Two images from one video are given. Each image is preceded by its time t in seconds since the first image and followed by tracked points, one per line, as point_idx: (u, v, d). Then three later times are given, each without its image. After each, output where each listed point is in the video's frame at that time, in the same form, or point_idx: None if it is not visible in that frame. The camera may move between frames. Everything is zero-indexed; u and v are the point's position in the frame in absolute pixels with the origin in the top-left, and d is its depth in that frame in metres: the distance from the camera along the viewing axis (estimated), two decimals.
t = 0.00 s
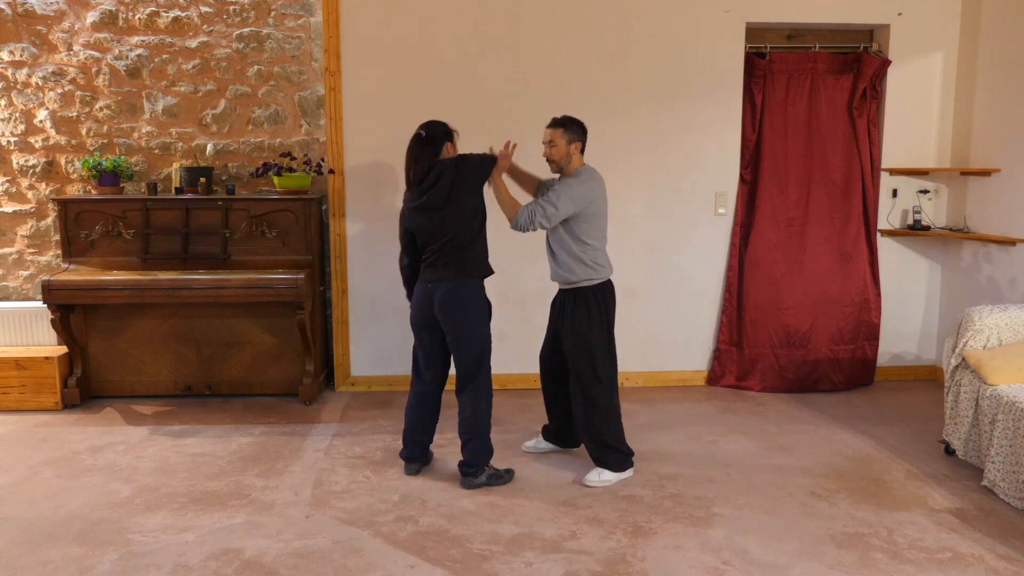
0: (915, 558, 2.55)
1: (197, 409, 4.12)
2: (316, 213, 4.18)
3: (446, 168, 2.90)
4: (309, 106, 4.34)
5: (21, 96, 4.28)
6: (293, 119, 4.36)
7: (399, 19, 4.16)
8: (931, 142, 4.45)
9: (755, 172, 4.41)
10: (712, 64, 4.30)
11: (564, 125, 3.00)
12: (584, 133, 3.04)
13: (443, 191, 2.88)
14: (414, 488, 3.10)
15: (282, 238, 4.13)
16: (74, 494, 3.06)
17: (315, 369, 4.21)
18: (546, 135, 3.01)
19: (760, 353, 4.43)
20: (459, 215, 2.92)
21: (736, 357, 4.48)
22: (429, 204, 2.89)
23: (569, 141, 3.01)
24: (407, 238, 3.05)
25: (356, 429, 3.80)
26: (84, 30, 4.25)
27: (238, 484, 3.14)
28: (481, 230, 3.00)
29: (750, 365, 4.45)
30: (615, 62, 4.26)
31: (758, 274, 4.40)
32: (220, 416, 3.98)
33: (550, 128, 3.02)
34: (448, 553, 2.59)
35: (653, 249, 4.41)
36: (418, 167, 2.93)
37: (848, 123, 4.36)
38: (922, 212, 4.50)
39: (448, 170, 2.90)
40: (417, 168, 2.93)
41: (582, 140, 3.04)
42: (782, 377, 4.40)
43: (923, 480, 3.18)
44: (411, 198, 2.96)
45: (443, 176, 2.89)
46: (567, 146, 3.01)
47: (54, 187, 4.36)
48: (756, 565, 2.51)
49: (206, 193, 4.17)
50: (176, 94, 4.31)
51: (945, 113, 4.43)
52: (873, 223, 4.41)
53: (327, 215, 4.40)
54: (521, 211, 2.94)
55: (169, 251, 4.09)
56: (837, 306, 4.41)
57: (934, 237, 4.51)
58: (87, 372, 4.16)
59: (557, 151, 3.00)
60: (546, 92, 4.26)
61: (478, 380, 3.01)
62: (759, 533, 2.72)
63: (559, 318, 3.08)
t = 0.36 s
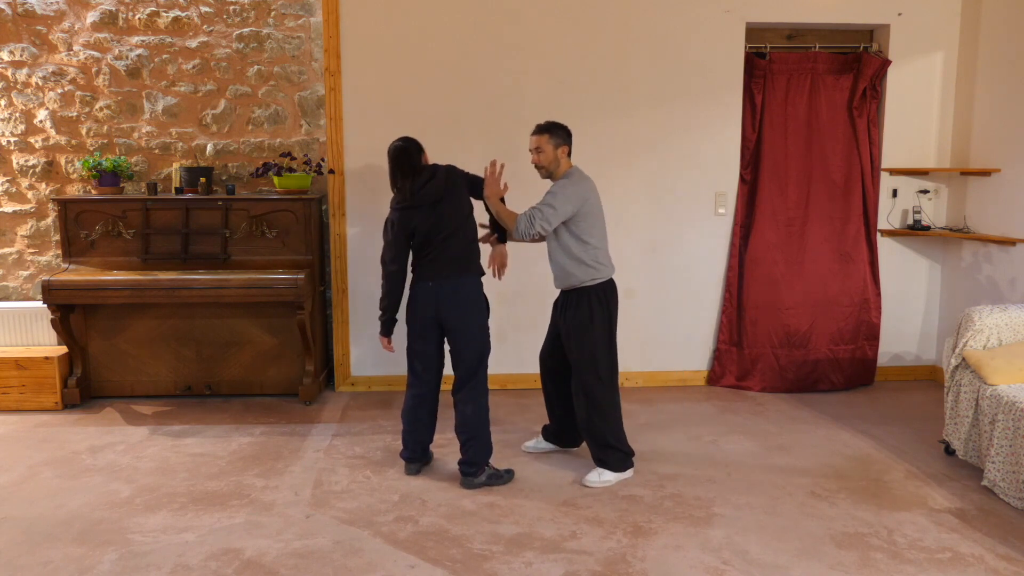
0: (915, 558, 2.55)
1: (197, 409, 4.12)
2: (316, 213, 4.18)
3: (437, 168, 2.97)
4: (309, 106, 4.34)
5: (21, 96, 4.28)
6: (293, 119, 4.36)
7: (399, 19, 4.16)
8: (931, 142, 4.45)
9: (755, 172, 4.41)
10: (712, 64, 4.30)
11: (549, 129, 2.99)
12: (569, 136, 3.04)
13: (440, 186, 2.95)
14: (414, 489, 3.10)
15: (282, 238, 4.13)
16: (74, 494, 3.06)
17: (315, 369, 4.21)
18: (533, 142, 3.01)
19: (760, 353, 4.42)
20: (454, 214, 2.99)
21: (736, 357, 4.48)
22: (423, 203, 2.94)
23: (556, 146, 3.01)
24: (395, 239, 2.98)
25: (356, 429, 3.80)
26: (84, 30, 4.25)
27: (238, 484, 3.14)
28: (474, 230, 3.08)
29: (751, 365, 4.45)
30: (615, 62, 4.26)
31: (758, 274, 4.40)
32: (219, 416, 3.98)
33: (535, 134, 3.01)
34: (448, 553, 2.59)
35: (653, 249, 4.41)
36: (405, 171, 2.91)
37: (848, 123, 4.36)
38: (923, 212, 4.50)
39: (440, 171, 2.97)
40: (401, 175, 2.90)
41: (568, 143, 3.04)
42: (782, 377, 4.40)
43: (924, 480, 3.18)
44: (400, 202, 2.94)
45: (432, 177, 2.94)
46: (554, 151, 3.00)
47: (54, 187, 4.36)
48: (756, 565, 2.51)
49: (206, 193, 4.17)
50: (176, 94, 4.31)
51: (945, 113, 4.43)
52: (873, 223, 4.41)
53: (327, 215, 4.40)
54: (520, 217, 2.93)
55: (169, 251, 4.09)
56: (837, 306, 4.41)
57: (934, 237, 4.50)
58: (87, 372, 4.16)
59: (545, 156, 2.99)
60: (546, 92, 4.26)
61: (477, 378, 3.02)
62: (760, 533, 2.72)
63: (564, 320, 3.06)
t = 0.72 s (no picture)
0: (915, 558, 2.55)
1: (197, 409, 4.12)
2: (316, 213, 4.18)
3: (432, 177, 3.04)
4: (309, 106, 4.35)
5: (21, 96, 4.28)
6: (293, 119, 4.36)
7: (399, 19, 4.16)
8: (930, 142, 4.45)
9: (755, 172, 4.41)
10: (711, 64, 4.30)
11: (547, 130, 2.98)
12: (565, 137, 3.04)
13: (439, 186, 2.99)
14: (414, 489, 3.10)
15: (282, 238, 4.13)
16: (74, 494, 3.05)
17: (315, 369, 4.21)
18: (529, 143, 3.00)
19: (760, 353, 4.42)
20: (451, 214, 3.01)
21: (736, 357, 4.48)
22: (421, 201, 2.96)
23: (552, 148, 3.01)
24: (393, 236, 2.97)
25: (356, 429, 3.80)
26: (84, 30, 4.25)
27: (238, 484, 3.14)
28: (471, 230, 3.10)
29: (750, 365, 4.45)
30: (615, 62, 4.26)
31: (757, 274, 4.40)
32: (219, 416, 3.98)
33: (533, 134, 3.00)
34: (448, 553, 2.59)
35: (653, 249, 4.41)
36: (402, 178, 2.98)
37: (848, 123, 4.36)
38: (922, 212, 4.50)
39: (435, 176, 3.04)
40: (395, 177, 2.97)
41: (564, 144, 3.05)
42: (782, 377, 4.40)
43: (924, 480, 3.18)
44: (398, 204, 2.98)
45: (428, 178, 2.99)
46: (551, 152, 3.01)
47: (54, 187, 4.36)
48: (756, 565, 2.51)
49: (206, 193, 4.17)
50: (176, 94, 4.31)
51: (945, 113, 4.43)
52: (873, 223, 4.41)
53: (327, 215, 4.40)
54: (530, 217, 2.94)
55: (169, 251, 4.09)
56: (836, 306, 4.41)
57: (934, 237, 4.50)
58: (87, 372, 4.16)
59: (544, 156, 2.99)
60: (546, 92, 4.26)
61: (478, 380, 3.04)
62: (760, 533, 2.72)
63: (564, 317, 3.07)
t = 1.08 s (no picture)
0: (915, 558, 2.55)
1: (197, 409, 4.12)
2: (316, 213, 4.18)
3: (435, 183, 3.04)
4: (309, 106, 4.34)
5: (21, 96, 4.28)
6: (293, 119, 4.36)
7: (399, 19, 4.16)
8: (931, 142, 4.45)
9: (755, 172, 4.40)
10: (712, 65, 4.30)
11: (546, 133, 3.01)
12: (564, 138, 3.07)
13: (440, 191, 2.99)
14: (414, 489, 3.10)
15: (282, 238, 4.13)
16: (74, 494, 3.05)
17: (315, 369, 4.21)
18: (529, 146, 3.03)
19: (760, 353, 4.42)
20: (452, 215, 3.02)
21: (736, 357, 4.48)
22: (421, 205, 2.96)
23: (552, 149, 3.04)
24: (392, 237, 2.98)
25: (356, 429, 3.80)
26: (84, 30, 4.25)
27: (238, 484, 3.14)
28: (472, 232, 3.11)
29: (751, 365, 4.45)
30: (615, 62, 4.26)
31: (757, 274, 4.40)
32: (219, 416, 3.98)
33: (532, 137, 3.03)
34: (448, 553, 2.59)
35: (653, 249, 4.41)
36: (403, 185, 3.00)
37: (848, 124, 4.36)
38: (922, 212, 4.50)
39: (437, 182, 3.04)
40: (395, 184, 3.01)
41: (564, 146, 3.08)
42: (782, 377, 4.40)
43: (924, 480, 3.18)
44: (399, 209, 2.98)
45: (428, 182, 3.00)
46: (551, 154, 3.04)
47: (54, 187, 4.36)
48: (756, 565, 2.51)
49: (206, 193, 4.17)
50: (176, 94, 4.31)
51: (945, 113, 4.43)
52: (873, 223, 4.41)
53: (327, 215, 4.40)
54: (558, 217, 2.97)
55: (169, 251, 4.09)
56: (836, 306, 4.41)
57: (934, 238, 4.50)
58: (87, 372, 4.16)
59: (542, 159, 3.03)
60: (546, 92, 4.26)
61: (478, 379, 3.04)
62: (760, 533, 2.72)
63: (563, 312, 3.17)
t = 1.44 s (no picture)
0: (915, 558, 2.55)
1: (197, 409, 4.12)
2: (316, 213, 4.18)
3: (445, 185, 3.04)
4: (309, 106, 4.35)
5: (21, 96, 4.28)
6: (293, 119, 4.36)
7: (399, 19, 4.16)
8: (931, 143, 4.45)
9: (755, 172, 4.40)
10: (712, 64, 4.30)
11: (555, 133, 3.08)
12: (574, 139, 3.15)
13: (444, 193, 2.99)
14: (414, 489, 3.10)
15: (282, 238, 4.13)
16: (74, 494, 3.06)
17: (315, 369, 4.21)
18: (540, 146, 3.11)
19: (760, 353, 4.42)
20: (454, 216, 3.01)
21: (736, 357, 4.48)
22: (424, 205, 2.97)
23: (563, 151, 3.13)
24: (392, 236, 2.99)
25: (356, 429, 3.80)
26: (84, 30, 4.25)
27: (238, 484, 3.14)
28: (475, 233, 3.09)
29: (751, 365, 4.45)
30: (615, 62, 4.26)
31: (757, 274, 4.40)
32: (219, 416, 3.98)
33: (543, 137, 3.11)
34: (448, 553, 2.59)
35: (653, 249, 4.41)
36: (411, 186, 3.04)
37: (848, 124, 4.36)
38: (922, 212, 4.50)
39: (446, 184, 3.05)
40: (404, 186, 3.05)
41: (574, 147, 3.15)
42: (782, 377, 4.40)
43: (924, 480, 3.18)
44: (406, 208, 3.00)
45: (436, 183, 3.01)
46: (561, 155, 3.12)
47: (54, 187, 4.36)
48: (756, 565, 2.51)
49: (206, 193, 4.17)
50: (176, 94, 4.31)
51: (945, 113, 4.43)
52: (873, 223, 4.41)
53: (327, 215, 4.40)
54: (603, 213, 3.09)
55: (169, 250, 4.09)
56: (836, 306, 4.41)
57: (934, 238, 4.50)
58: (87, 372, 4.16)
59: (552, 160, 3.11)
60: (546, 92, 4.26)
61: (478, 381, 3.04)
62: (760, 533, 2.72)
63: (576, 316, 3.24)
